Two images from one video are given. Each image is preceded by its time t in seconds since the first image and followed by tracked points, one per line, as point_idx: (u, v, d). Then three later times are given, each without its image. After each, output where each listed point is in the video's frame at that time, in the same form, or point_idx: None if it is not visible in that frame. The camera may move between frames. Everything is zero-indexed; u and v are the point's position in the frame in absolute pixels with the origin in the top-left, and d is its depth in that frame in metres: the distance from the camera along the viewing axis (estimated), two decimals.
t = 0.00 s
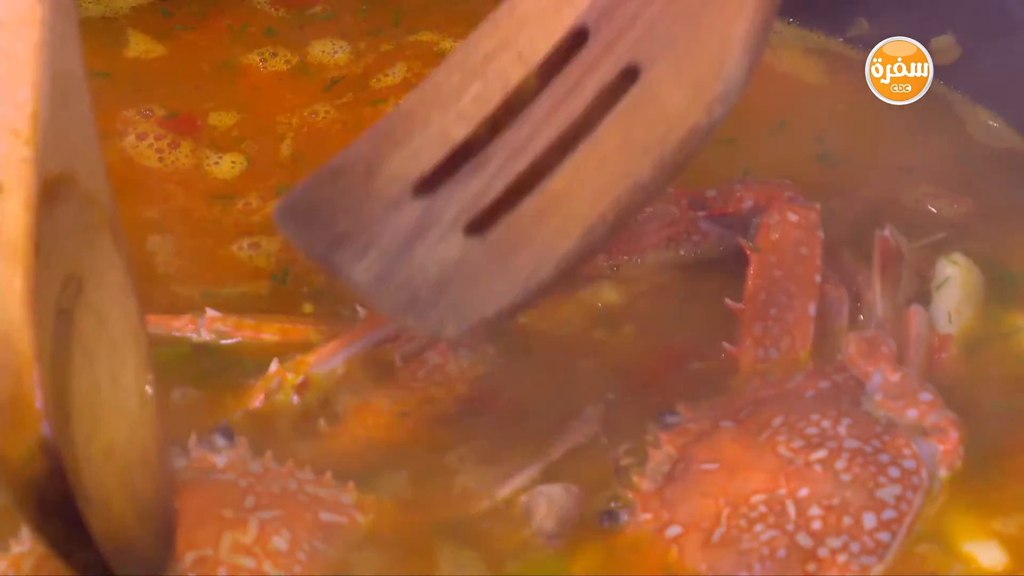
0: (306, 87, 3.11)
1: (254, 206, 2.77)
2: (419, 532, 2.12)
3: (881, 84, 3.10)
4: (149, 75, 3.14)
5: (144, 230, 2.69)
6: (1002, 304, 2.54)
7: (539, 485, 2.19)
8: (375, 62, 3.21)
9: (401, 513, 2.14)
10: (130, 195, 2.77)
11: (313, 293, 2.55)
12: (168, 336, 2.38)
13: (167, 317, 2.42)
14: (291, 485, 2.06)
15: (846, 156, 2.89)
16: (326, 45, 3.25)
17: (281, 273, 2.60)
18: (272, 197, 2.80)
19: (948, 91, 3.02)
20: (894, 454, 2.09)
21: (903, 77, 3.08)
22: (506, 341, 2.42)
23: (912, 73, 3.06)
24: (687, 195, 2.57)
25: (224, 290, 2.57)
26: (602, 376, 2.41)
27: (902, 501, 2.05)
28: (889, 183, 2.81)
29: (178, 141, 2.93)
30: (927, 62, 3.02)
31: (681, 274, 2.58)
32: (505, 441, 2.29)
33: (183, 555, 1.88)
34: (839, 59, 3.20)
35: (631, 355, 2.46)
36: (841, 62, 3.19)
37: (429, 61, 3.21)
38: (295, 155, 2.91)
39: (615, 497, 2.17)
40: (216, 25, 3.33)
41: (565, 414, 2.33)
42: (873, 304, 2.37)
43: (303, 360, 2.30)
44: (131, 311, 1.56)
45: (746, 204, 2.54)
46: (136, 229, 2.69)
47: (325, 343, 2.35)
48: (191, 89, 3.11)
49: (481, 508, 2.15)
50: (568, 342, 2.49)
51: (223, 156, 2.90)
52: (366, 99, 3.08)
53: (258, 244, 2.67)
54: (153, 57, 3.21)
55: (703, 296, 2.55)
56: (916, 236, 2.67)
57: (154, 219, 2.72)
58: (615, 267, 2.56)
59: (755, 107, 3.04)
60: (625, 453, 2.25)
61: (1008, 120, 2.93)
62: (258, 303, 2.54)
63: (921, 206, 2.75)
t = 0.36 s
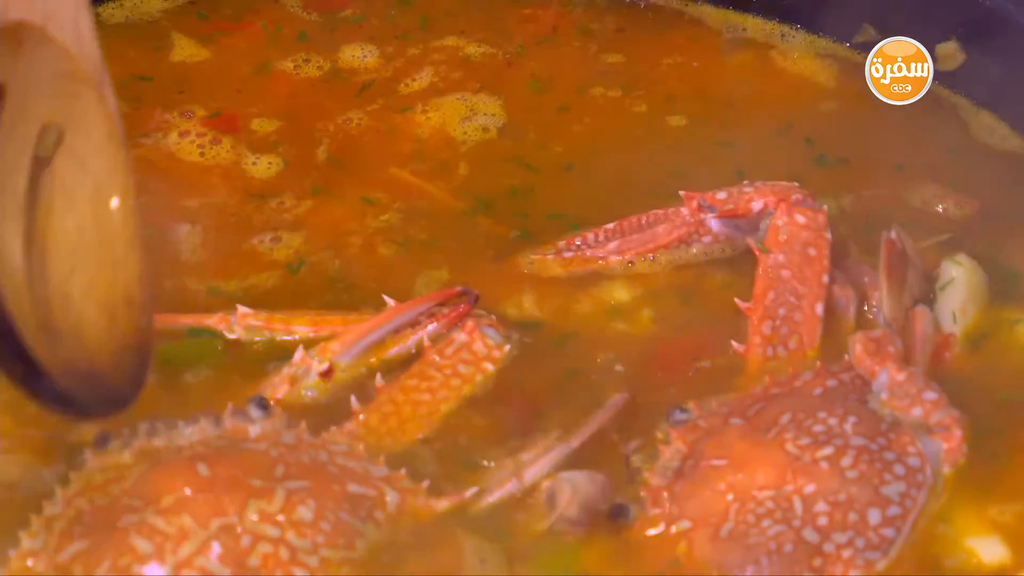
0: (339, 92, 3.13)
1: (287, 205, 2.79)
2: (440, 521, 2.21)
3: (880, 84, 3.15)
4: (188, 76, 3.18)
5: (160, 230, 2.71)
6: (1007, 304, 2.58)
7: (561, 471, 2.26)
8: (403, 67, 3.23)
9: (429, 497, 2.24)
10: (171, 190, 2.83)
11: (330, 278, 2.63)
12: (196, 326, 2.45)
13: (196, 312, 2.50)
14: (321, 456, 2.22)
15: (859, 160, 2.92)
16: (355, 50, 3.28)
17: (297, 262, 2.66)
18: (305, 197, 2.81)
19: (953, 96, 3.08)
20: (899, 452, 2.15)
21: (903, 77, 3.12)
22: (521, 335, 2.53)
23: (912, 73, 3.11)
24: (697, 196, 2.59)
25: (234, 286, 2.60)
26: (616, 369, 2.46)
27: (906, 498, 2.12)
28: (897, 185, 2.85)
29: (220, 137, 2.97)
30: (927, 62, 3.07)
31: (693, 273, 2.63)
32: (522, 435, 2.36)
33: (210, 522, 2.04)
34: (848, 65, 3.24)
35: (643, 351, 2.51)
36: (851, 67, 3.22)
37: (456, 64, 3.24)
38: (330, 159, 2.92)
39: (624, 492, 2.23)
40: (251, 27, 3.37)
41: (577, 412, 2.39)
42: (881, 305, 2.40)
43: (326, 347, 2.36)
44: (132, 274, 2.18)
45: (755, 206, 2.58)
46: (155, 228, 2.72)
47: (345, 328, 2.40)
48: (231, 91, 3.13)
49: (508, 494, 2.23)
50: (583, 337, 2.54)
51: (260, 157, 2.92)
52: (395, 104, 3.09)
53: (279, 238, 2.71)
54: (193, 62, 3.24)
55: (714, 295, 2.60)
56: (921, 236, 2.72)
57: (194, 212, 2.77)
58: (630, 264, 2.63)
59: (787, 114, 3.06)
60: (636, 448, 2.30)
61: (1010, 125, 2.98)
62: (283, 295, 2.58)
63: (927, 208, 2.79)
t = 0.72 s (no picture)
0: (362, 95, 3.17)
1: (310, 205, 2.84)
2: (449, 517, 2.26)
3: (880, 84, 3.19)
4: (211, 83, 3.21)
5: (183, 230, 2.79)
6: (1008, 305, 2.63)
7: (570, 470, 2.29)
8: (421, 72, 3.27)
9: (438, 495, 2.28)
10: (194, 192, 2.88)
11: (342, 282, 2.67)
12: (215, 326, 2.48)
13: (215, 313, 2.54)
14: (334, 455, 2.27)
15: (862, 162, 2.98)
16: (376, 56, 3.31)
17: (304, 266, 2.70)
18: (327, 197, 2.86)
19: (950, 96, 3.14)
20: (900, 448, 2.23)
21: (903, 77, 3.15)
22: (531, 333, 2.57)
23: (912, 73, 3.14)
24: (703, 198, 2.63)
25: (239, 291, 2.65)
26: (623, 369, 2.50)
27: (907, 493, 2.21)
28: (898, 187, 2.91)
29: (246, 139, 3.02)
30: (927, 62, 3.11)
31: (701, 274, 2.69)
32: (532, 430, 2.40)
33: (225, 517, 2.14)
34: (853, 69, 3.28)
35: (651, 349, 2.55)
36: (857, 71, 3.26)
37: (473, 68, 3.29)
38: (354, 163, 2.96)
39: (633, 487, 2.28)
40: (270, 32, 3.39)
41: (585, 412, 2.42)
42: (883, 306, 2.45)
43: (342, 345, 2.41)
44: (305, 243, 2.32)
45: (760, 208, 2.64)
46: (179, 226, 2.80)
47: (360, 326, 2.44)
48: (255, 95, 3.16)
49: (516, 492, 2.26)
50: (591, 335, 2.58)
51: (285, 161, 2.96)
52: (418, 106, 3.14)
53: (293, 241, 2.75)
54: (219, 70, 3.25)
55: (720, 295, 2.65)
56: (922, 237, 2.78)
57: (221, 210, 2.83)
58: (639, 266, 2.68)
59: (801, 120, 3.11)
60: (644, 445, 2.35)
61: (1011, 128, 3.04)
62: (301, 289, 2.66)
63: (928, 209, 2.85)
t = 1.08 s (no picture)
0: (370, 99, 3.23)
1: (316, 213, 2.89)
2: (460, 510, 2.32)
3: (881, 84, 3.25)
4: (225, 87, 3.27)
5: (198, 230, 2.84)
6: (1007, 303, 2.69)
7: (578, 465, 2.33)
8: (429, 77, 3.32)
9: (450, 488, 2.34)
10: (208, 194, 2.93)
11: (339, 285, 2.71)
12: (230, 323, 2.54)
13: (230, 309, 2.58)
14: (348, 449, 2.33)
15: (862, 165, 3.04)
16: (385, 62, 3.37)
17: (301, 270, 2.75)
18: (333, 206, 2.91)
19: (950, 100, 3.20)
20: (901, 443, 2.29)
21: (903, 77, 3.22)
22: (540, 331, 2.63)
23: (912, 73, 3.21)
24: (708, 198, 2.70)
25: (233, 293, 2.69)
26: (630, 368, 2.55)
27: (908, 487, 2.26)
28: (900, 189, 2.97)
29: (259, 142, 3.07)
30: (927, 62, 3.18)
31: (706, 274, 2.74)
32: (541, 425, 2.44)
33: (241, 510, 2.19)
34: (855, 73, 3.32)
35: (656, 346, 2.60)
36: (856, 76, 3.31)
37: (481, 73, 3.34)
38: (360, 169, 3.01)
39: (639, 480, 2.33)
40: (283, 37, 3.46)
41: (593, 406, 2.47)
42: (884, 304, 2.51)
43: (356, 342, 2.45)
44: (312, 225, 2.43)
45: (763, 208, 2.69)
46: (194, 230, 2.84)
47: (373, 324, 2.50)
48: (268, 99, 3.23)
49: (524, 486, 2.31)
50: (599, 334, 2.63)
51: (295, 164, 3.02)
52: (425, 112, 3.18)
53: (294, 247, 2.79)
54: (232, 73, 3.32)
55: (725, 294, 2.71)
56: (923, 237, 2.83)
57: (233, 215, 2.88)
58: (646, 264, 2.74)
59: (803, 126, 3.16)
60: (650, 440, 2.41)
61: (1010, 131, 3.10)
62: (314, 289, 2.71)
63: (928, 210, 2.90)
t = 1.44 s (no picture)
0: (370, 102, 3.28)
1: (317, 216, 2.93)
2: (467, 503, 2.37)
3: (881, 84, 3.31)
4: (234, 89, 3.32)
5: (209, 229, 2.90)
6: (1002, 301, 2.74)
7: (583, 457, 2.39)
8: (432, 80, 3.37)
9: (457, 481, 2.39)
10: (219, 193, 2.99)
11: (333, 286, 2.75)
12: (242, 319, 2.59)
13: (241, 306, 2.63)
14: (357, 442, 2.38)
15: (861, 165, 3.10)
16: (389, 65, 3.42)
17: (293, 272, 2.79)
18: (335, 210, 2.95)
19: (946, 101, 3.26)
20: (898, 437, 2.35)
21: (903, 77, 3.26)
22: (546, 327, 2.68)
23: (912, 73, 3.25)
24: (710, 197, 2.76)
25: (223, 291, 2.74)
26: (633, 365, 2.61)
27: (905, 480, 2.32)
28: (897, 189, 3.02)
29: (269, 143, 3.13)
30: (927, 62, 3.22)
31: (708, 272, 2.80)
32: (546, 419, 2.49)
33: (253, 502, 2.25)
34: (853, 75, 3.38)
35: (658, 344, 2.65)
36: (855, 79, 3.37)
37: (483, 76, 3.39)
38: (365, 173, 3.05)
39: (642, 473, 2.39)
40: (292, 40, 3.51)
41: (598, 400, 2.53)
42: (881, 300, 2.57)
43: (365, 338, 2.50)
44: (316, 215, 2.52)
45: (764, 206, 2.74)
46: (205, 229, 2.90)
47: (382, 319, 2.54)
48: (277, 101, 3.28)
49: (530, 478, 2.36)
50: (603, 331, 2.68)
51: (303, 165, 3.08)
52: (427, 115, 3.23)
53: (290, 248, 2.84)
54: (242, 76, 3.37)
55: (726, 291, 2.76)
56: (919, 235, 2.88)
57: (238, 216, 2.93)
58: (649, 261, 2.79)
59: (801, 127, 3.22)
60: (652, 434, 2.46)
61: (1006, 132, 3.15)
62: (320, 286, 2.76)
63: (924, 209, 2.95)
